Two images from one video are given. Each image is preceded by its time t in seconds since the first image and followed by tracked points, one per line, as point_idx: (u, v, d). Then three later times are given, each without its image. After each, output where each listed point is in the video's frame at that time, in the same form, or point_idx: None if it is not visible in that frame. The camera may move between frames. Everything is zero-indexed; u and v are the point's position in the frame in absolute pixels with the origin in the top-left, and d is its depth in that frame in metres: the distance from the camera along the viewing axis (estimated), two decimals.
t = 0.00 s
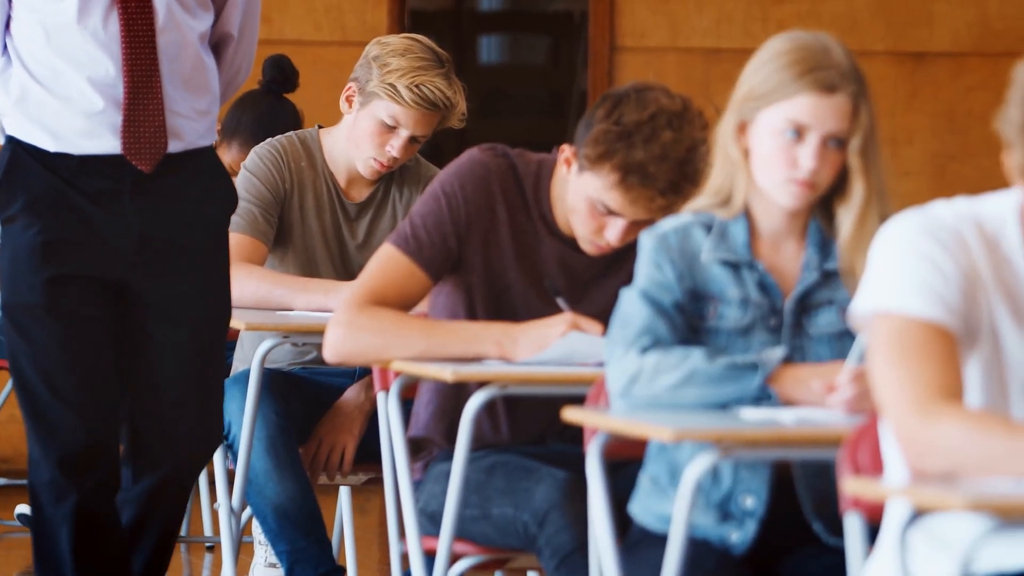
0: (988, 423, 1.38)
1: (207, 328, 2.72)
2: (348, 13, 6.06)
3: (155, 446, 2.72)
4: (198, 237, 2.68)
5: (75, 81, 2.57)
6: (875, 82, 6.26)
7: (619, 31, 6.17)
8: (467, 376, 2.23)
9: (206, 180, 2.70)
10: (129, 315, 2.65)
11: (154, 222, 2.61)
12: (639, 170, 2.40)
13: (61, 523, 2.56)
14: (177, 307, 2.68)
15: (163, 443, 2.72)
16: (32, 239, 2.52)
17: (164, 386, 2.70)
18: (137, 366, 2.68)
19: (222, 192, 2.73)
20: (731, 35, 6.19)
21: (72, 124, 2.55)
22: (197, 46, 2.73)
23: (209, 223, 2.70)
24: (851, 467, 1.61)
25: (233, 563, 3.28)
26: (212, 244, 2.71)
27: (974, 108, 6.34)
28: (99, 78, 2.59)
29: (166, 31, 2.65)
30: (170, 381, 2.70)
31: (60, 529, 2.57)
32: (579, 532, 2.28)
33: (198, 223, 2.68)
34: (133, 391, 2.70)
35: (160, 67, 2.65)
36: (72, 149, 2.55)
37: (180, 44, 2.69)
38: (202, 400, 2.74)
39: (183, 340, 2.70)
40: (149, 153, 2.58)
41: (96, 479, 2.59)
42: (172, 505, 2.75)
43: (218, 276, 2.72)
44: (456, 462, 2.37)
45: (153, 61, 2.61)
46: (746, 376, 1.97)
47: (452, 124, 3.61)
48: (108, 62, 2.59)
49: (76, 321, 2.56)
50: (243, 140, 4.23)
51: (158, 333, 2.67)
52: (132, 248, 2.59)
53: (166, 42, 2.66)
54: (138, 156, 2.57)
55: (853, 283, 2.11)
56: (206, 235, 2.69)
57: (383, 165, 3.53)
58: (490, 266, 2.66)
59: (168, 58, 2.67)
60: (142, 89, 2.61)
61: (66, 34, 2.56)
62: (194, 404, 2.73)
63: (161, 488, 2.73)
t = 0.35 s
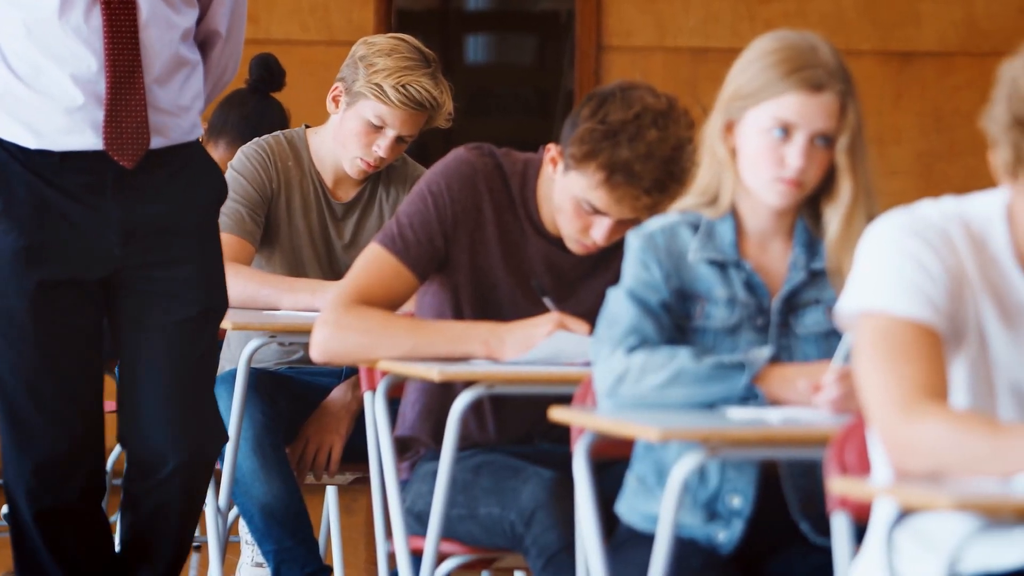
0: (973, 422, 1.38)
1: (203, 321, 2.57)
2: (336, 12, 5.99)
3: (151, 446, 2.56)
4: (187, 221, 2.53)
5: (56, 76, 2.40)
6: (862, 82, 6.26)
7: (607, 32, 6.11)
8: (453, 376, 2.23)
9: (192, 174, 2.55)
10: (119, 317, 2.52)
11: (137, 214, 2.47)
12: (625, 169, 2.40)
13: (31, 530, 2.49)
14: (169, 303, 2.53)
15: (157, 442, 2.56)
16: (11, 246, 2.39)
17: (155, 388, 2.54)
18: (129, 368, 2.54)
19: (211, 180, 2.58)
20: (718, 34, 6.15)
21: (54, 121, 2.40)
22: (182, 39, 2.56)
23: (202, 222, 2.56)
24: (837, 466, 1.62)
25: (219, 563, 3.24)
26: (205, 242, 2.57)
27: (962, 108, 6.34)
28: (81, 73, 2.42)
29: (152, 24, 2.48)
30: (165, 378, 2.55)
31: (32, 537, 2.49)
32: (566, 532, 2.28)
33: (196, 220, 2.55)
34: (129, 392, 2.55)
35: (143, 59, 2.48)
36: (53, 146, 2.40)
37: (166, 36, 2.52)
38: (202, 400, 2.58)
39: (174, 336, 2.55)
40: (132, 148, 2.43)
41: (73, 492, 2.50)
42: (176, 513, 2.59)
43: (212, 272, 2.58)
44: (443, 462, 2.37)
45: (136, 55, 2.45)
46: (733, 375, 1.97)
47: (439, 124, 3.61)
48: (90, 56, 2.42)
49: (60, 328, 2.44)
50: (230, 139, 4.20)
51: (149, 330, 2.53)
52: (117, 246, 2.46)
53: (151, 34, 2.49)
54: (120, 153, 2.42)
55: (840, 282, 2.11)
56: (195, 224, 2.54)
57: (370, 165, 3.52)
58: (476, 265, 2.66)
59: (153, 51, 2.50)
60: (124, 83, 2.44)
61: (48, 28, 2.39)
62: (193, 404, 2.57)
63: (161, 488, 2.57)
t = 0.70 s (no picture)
0: (958, 423, 1.38)
1: (182, 310, 2.46)
2: (322, 13, 5.97)
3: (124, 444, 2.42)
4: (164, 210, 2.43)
5: (36, 76, 2.36)
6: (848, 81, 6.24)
7: (592, 30, 6.11)
8: (439, 376, 2.22)
9: (175, 171, 2.46)
10: (97, 314, 2.44)
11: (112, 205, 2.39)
12: (610, 167, 2.41)
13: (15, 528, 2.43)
14: (144, 296, 2.42)
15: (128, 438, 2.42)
16: None
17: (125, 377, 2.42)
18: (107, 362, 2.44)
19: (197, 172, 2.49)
20: (706, 34, 6.15)
21: (32, 121, 2.35)
22: (166, 40, 2.49)
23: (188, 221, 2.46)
24: (823, 466, 1.62)
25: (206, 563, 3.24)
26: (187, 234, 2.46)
27: (946, 108, 6.33)
28: (61, 73, 2.37)
29: (132, 23, 2.42)
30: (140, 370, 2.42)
31: (16, 534, 2.44)
32: (553, 532, 2.29)
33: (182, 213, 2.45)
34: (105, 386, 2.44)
35: (122, 58, 2.42)
36: (30, 146, 2.35)
37: (147, 36, 2.45)
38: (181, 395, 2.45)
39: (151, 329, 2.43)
40: (106, 149, 2.36)
41: (58, 491, 2.45)
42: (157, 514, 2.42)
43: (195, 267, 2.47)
44: (430, 462, 2.36)
45: (111, 54, 2.38)
46: (720, 375, 1.98)
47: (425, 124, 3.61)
48: (69, 55, 2.37)
49: (40, 331, 2.39)
50: (216, 137, 4.19)
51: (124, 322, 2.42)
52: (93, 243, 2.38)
53: (131, 34, 2.42)
54: (93, 153, 2.35)
55: (826, 282, 2.11)
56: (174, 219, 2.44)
57: (356, 165, 3.51)
58: (462, 265, 2.66)
59: (132, 50, 2.43)
60: (100, 83, 2.38)
61: (26, 26, 2.35)
62: (172, 398, 2.44)
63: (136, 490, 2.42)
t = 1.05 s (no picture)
0: (946, 422, 1.38)
1: (168, 305, 2.46)
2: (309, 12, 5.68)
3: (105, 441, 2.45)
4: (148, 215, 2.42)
5: (20, 82, 2.31)
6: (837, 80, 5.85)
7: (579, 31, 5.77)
8: (427, 376, 2.22)
9: (160, 176, 2.44)
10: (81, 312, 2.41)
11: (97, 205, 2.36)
12: (598, 167, 2.41)
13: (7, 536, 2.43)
14: (130, 293, 2.42)
15: (110, 433, 2.44)
16: None
17: (103, 369, 2.42)
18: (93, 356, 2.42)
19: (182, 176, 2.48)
20: (694, 33, 5.82)
21: (15, 127, 2.30)
22: (152, 47, 2.46)
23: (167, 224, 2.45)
24: (812, 466, 1.62)
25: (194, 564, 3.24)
26: (170, 234, 2.46)
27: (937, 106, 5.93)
28: (45, 80, 2.33)
29: (117, 30, 2.38)
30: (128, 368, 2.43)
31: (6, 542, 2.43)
32: (541, 532, 2.29)
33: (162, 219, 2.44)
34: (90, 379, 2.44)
35: (106, 64, 2.38)
36: (13, 153, 2.30)
37: (133, 42, 2.41)
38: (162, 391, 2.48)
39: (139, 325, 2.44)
40: (89, 156, 2.32)
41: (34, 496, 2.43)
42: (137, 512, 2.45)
43: (179, 259, 2.48)
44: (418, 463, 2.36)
45: (96, 61, 2.35)
46: (708, 375, 1.98)
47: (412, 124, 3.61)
48: (52, 61, 2.33)
49: (25, 333, 2.37)
50: (204, 136, 4.19)
51: (110, 318, 2.41)
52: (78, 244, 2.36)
53: (115, 40, 2.39)
54: (75, 161, 2.32)
55: (814, 282, 2.12)
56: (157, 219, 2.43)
57: (344, 165, 3.50)
58: (450, 265, 2.65)
59: (117, 56, 2.39)
60: (83, 89, 2.34)
61: (10, 30, 2.31)
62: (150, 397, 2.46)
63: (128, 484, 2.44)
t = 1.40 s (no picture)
0: (932, 421, 1.38)
1: (140, 323, 2.42)
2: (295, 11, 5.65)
3: (71, 456, 2.38)
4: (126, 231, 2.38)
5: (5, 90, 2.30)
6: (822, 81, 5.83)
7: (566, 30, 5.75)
8: (413, 375, 2.23)
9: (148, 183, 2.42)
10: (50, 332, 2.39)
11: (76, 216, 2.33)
12: (584, 166, 2.42)
13: None
14: (100, 311, 2.38)
15: (76, 449, 2.37)
16: None
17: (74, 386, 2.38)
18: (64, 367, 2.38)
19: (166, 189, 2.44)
20: (679, 33, 5.80)
21: None
22: (141, 58, 2.43)
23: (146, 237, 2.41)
24: (797, 465, 1.63)
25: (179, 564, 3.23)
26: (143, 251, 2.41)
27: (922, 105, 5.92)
28: (30, 89, 2.32)
29: (103, 40, 2.37)
30: (96, 383, 2.38)
31: None
32: (526, 531, 2.28)
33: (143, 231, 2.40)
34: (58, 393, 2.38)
35: (91, 74, 2.36)
36: None
37: (120, 53, 2.39)
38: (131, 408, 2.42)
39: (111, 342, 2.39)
40: (71, 166, 2.31)
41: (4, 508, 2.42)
42: (107, 526, 2.40)
43: (155, 274, 2.43)
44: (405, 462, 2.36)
45: (80, 70, 2.33)
46: (694, 375, 1.98)
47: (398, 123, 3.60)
48: (37, 70, 2.32)
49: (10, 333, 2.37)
50: (190, 135, 4.18)
51: (83, 332, 2.37)
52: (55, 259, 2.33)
53: (101, 50, 2.37)
54: (57, 170, 2.30)
55: (800, 282, 2.12)
56: (134, 233, 2.39)
57: (330, 164, 3.50)
58: (437, 264, 2.66)
59: (103, 66, 2.38)
60: (67, 99, 2.33)
61: None
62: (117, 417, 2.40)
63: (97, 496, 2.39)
